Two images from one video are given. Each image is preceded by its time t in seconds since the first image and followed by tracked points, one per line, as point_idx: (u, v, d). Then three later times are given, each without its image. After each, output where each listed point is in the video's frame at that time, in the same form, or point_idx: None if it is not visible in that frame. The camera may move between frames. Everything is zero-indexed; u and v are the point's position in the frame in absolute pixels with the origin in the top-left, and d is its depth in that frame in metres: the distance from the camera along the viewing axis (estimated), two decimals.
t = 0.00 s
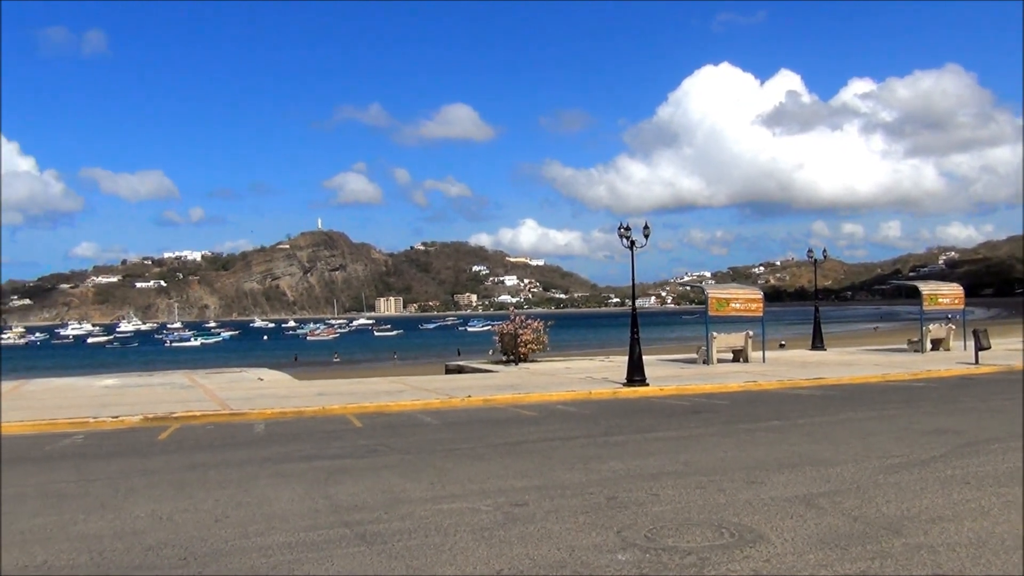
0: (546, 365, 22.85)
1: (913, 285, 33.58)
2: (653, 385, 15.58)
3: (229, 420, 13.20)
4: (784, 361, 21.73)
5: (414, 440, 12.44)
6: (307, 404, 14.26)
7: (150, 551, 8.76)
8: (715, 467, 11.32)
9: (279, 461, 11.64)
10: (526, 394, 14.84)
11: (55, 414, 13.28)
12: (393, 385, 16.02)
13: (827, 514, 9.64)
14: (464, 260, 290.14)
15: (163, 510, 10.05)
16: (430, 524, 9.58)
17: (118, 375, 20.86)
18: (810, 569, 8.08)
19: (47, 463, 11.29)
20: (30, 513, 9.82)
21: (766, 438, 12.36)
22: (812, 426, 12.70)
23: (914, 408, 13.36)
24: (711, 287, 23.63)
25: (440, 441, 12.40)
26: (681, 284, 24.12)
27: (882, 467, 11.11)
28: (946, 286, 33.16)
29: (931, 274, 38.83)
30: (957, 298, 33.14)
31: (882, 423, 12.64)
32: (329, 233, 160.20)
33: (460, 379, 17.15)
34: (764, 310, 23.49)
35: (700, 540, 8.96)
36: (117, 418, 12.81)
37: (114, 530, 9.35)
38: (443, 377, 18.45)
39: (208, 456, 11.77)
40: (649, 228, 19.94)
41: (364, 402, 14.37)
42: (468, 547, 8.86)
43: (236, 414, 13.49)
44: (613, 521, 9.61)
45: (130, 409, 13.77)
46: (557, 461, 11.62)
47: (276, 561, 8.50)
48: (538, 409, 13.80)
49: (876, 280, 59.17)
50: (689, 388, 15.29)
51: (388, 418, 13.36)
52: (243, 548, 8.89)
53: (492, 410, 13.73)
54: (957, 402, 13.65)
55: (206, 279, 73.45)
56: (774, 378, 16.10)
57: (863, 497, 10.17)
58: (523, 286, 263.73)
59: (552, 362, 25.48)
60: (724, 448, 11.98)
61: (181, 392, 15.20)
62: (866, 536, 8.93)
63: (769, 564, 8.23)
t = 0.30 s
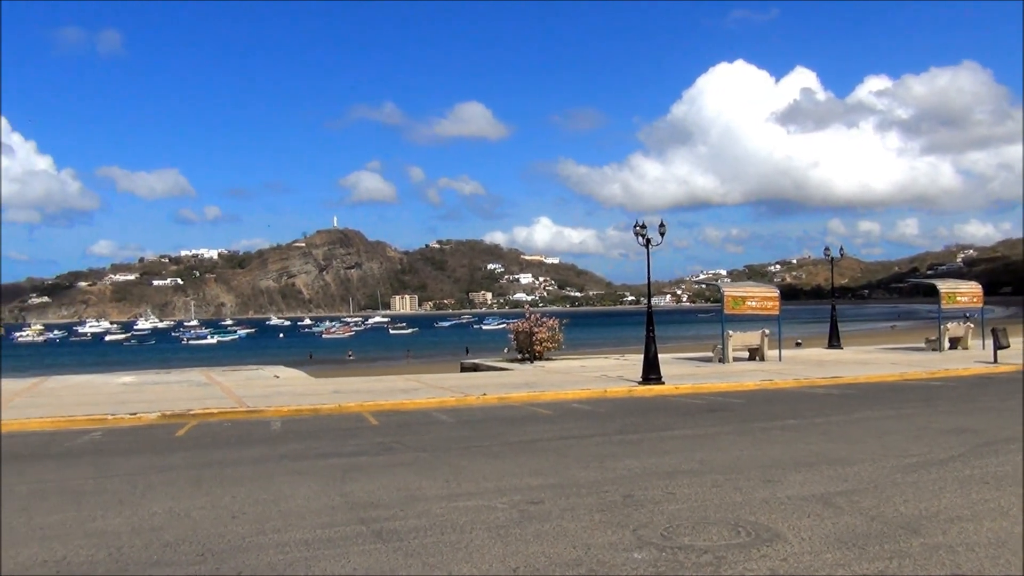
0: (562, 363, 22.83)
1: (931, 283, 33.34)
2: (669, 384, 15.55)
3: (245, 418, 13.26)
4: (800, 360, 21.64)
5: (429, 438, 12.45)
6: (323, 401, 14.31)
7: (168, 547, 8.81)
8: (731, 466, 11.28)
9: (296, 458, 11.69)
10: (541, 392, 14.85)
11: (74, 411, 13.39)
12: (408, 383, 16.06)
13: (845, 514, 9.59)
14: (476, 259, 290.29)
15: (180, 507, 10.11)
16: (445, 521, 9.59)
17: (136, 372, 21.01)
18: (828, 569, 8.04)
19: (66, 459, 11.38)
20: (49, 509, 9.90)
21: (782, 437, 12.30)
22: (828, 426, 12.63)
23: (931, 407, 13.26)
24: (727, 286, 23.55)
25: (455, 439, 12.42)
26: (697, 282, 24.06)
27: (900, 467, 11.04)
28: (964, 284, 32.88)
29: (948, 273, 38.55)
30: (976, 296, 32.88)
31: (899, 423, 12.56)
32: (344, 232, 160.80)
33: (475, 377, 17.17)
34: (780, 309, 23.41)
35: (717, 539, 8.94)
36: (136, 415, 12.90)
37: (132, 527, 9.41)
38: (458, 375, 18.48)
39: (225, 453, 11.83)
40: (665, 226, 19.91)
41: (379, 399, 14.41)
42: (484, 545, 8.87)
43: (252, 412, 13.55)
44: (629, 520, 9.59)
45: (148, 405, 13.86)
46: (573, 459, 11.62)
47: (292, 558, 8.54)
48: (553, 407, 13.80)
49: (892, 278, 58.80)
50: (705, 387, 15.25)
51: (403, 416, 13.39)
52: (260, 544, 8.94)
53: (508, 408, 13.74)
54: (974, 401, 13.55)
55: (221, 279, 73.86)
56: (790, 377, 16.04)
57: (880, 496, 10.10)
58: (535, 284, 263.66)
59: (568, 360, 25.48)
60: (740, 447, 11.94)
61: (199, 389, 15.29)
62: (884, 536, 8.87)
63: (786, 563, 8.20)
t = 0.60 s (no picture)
0: (575, 361, 22.80)
1: (948, 282, 33.10)
2: (683, 383, 15.51)
3: (260, 416, 13.32)
4: (815, 359, 21.55)
5: (443, 437, 12.48)
6: (337, 400, 14.35)
7: (184, 544, 8.85)
8: (746, 465, 11.23)
9: (311, 456, 11.74)
10: (556, 391, 14.84)
11: (91, 408, 13.49)
12: (422, 382, 16.09)
13: (861, 513, 9.54)
14: (489, 257, 290.39)
15: (196, 504, 10.16)
16: (460, 520, 9.60)
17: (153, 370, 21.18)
18: (844, 569, 7.99)
19: (83, 456, 11.46)
20: (67, 505, 9.97)
21: (798, 436, 12.25)
22: (844, 425, 12.57)
23: (949, 407, 13.17)
24: (742, 285, 23.45)
25: (469, 438, 12.44)
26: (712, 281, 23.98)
27: (917, 466, 10.96)
28: (982, 283, 32.63)
29: (966, 272, 38.26)
30: (994, 295, 32.62)
31: (915, 423, 12.49)
32: (357, 230, 161.49)
33: (490, 375, 17.18)
34: (796, 308, 23.30)
35: (732, 538, 8.90)
36: (152, 413, 12.98)
37: (149, 524, 9.47)
38: (473, 373, 18.50)
39: (242, 451, 11.89)
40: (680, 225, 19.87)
41: (394, 398, 14.44)
42: (498, 544, 8.87)
43: (267, 410, 13.60)
44: (643, 519, 9.57)
45: (164, 403, 13.94)
46: (587, 459, 11.60)
47: (307, 556, 8.56)
48: (568, 406, 13.79)
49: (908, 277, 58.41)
50: (719, 386, 15.20)
51: (417, 414, 13.41)
52: (276, 542, 8.97)
53: (522, 407, 13.74)
54: (993, 401, 13.44)
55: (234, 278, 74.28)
56: (806, 376, 15.95)
57: (897, 496, 10.04)
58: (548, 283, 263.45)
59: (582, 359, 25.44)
60: (755, 447, 11.90)
61: (214, 387, 15.36)
62: (901, 536, 8.82)
63: (802, 564, 8.16)
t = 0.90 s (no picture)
0: (588, 360, 22.77)
1: (963, 282, 32.89)
2: (696, 382, 15.47)
3: (273, 413, 13.36)
4: (829, 359, 21.46)
5: (455, 435, 12.49)
6: (350, 397, 14.39)
7: (197, 541, 8.89)
8: (759, 466, 11.19)
9: (324, 454, 11.78)
10: (568, 390, 14.84)
11: (105, 405, 13.56)
12: (435, 380, 16.11)
13: (875, 514, 9.50)
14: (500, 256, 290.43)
15: (210, 501, 10.20)
16: (472, 518, 9.60)
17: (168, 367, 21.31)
18: (858, 571, 7.95)
19: (98, 453, 11.52)
20: (82, 501, 10.03)
21: (811, 437, 12.21)
22: (857, 426, 12.52)
23: (963, 408, 13.09)
24: (756, 284, 23.37)
25: (482, 436, 12.45)
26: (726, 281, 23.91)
27: (932, 468, 10.89)
28: (998, 283, 32.40)
29: (982, 272, 37.99)
30: (1010, 296, 32.39)
31: (929, 423, 12.42)
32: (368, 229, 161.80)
33: (502, 374, 17.17)
34: (810, 308, 23.20)
35: (745, 538, 8.88)
36: (166, 410, 13.04)
37: (163, 520, 9.52)
38: (485, 372, 18.51)
39: (255, 448, 11.94)
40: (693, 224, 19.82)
41: (406, 396, 14.48)
42: (510, 542, 8.87)
43: (280, 407, 13.65)
44: (656, 518, 9.56)
45: (178, 400, 14.00)
46: (599, 458, 11.59)
47: (320, 553, 8.59)
48: (580, 405, 13.77)
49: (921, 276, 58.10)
50: (732, 385, 15.16)
51: (430, 413, 13.43)
52: (289, 539, 9.00)
53: (534, 406, 13.74)
54: (1008, 402, 13.34)
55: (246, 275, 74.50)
56: (819, 376, 15.89)
57: (911, 497, 9.99)
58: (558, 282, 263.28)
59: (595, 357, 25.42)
60: (768, 447, 11.86)
61: (228, 384, 15.43)
62: (914, 537, 8.77)
63: (815, 564, 8.13)
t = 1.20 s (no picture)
0: (599, 360, 22.74)
1: (978, 285, 32.70)
2: (707, 383, 15.43)
3: (285, 409, 13.40)
4: (842, 361, 21.36)
5: (466, 433, 12.50)
6: (361, 394, 14.42)
7: (209, 536, 8.93)
8: (771, 467, 11.15)
9: (335, 451, 11.80)
10: (579, 389, 14.84)
11: (118, 400, 13.63)
12: (446, 378, 16.12)
13: (888, 517, 9.45)
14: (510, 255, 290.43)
15: (222, 496, 10.22)
16: (483, 516, 9.61)
17: (181, 363, 21.41)
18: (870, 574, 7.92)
19: (110, 447, 11.58)
20: (95, 496, 10.08)
21: (823, 438, 12.16)
22: (869, 428, 12.47)
23: (977, 410, 13.01)
24: (768, 285, 23.29)
25: (492, 435, 12.45)
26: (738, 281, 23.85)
27: (945, 470, 10.83)
28: (1012, 286, 32.20)
29: (997, 274, 37.76)
30: None
31: (943, 426, 12.35)
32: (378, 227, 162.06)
33: (513, 373, 17.17)
34: (822, 309, 23.12)
35: (756, 540, 8.85)
36: (178, 405, 13.09)
37: (175, 515, 9.55)
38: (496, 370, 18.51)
39: (268, 444, 11.98)
40: (706, 225, 19.78)
41: (417, 394, 14.49)
42: (520, 541, 8.87)
43: (292, 404, 13.69)
44: (667, 518, 9.54)
45: (190, 396, 14.06)
46: (610, 457, 11.58)
47: (331, 550, 8.61)
48: (591, 405, 13.76)
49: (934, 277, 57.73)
50: (744, 386, 15.13)
51: (441, 411, 13.44)
52: (300, 535, 9.02)
53: (546, 405, 13.74)
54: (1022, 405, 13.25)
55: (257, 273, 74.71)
56: (832, 378, 15.83)
57: (924, 500, 9.93)
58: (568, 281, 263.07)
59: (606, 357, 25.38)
60: (780, 448, 11.83)
61: (239, 381, 15.48)
62: (927, 540, 8.73)
63: (827, 566, 8.11)
